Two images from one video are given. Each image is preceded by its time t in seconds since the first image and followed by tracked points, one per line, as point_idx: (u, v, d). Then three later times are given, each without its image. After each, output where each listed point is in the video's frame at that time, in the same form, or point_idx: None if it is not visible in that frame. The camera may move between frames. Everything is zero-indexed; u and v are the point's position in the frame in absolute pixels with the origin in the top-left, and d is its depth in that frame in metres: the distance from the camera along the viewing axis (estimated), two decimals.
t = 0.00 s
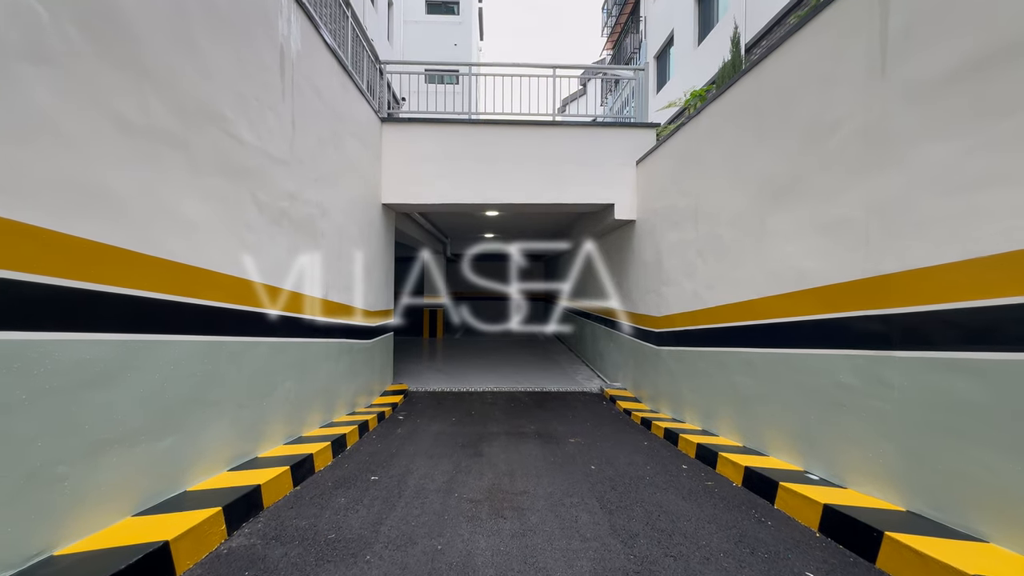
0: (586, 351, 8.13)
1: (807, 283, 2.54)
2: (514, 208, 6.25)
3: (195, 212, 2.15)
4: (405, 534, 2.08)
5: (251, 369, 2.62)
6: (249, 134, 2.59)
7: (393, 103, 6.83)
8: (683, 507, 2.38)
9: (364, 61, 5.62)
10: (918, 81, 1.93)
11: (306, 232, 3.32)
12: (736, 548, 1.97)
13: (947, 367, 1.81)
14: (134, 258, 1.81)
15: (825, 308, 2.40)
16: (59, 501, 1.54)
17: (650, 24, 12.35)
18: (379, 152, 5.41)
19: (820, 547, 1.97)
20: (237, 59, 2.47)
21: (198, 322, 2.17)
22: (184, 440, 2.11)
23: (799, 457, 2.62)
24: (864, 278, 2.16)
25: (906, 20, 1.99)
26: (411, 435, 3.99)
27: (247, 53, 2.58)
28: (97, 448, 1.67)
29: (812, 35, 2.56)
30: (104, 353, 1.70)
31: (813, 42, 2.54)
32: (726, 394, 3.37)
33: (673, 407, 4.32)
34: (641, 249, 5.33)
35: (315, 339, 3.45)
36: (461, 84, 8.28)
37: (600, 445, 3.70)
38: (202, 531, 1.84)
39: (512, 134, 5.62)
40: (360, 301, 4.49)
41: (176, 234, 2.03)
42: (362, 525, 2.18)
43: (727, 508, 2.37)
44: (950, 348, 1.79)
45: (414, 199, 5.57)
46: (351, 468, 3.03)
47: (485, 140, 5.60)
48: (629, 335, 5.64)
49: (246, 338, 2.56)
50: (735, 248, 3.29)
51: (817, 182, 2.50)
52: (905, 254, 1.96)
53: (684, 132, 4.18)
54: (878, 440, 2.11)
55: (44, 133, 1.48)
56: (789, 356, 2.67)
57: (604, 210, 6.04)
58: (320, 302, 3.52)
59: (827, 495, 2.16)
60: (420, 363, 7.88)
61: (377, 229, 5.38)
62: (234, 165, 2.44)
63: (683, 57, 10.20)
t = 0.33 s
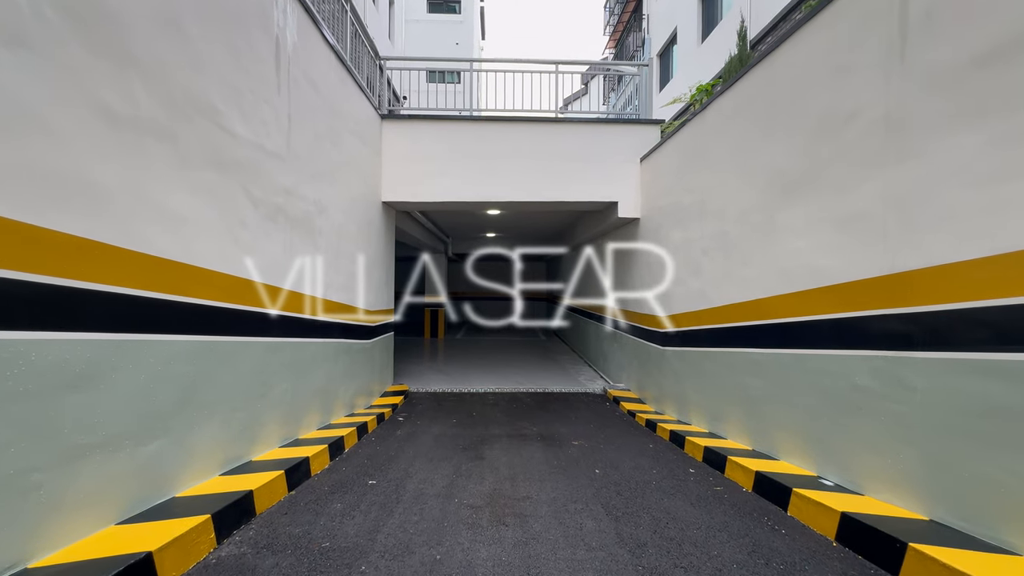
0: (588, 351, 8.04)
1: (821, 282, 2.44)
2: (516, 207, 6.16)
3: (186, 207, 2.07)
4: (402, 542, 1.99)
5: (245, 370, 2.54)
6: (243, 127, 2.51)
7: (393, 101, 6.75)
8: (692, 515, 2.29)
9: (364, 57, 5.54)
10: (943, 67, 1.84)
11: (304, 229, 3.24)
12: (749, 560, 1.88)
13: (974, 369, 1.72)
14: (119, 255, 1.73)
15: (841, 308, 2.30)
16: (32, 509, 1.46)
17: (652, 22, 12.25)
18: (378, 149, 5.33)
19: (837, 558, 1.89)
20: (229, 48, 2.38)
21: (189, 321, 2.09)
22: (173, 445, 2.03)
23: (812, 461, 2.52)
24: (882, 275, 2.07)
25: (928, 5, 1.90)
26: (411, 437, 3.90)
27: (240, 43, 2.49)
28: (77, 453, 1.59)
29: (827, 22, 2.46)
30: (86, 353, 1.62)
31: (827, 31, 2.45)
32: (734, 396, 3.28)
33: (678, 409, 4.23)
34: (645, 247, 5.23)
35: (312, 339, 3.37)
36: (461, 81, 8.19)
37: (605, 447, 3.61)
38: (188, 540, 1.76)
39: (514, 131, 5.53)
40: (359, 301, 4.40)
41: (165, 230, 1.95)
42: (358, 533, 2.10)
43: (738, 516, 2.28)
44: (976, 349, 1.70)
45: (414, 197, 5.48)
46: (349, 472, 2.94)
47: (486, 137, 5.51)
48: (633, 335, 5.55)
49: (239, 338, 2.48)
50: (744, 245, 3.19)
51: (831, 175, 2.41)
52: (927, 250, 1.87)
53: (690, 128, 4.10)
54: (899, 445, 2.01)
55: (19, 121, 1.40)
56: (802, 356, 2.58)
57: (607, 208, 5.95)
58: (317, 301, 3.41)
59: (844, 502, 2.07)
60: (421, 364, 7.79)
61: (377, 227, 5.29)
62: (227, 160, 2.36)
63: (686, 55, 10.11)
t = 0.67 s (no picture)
0: (590, 352, 7.93)
1: (837, 279, 2.33)
2: (518, 204, 6.05)
3: (171, 201, 1.97)
4: (398, 554, 1.89)
5: (236, 371, 2.44)
6: (233, 119, 2.41)
7: (392, 97, 6.64)
8: (704, 523, 2.18)
9: (363, 52, 5.44)
10: (972, 50, 1.73)
11: (299, 226, 3.14)
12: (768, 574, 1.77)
13: (1007, 371, 1.61)
14: (95, 249, 1.63)
15: (859, 306, 2.20)
16: None
17: (655, 20, 12.15)
18: (377, 145, 5.23)
19: (859, 572, 1.78)
20: (218, 35, 2.28)
21: (174, 320, 1.99)
22: (156, 451, 1.93)
23: (828, 467, 2.41)
24: (905, 272, 1.96)
25: None
26: (410, 440, 3.80)
27: (230, 30, 2.39)
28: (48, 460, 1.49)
29: (844, 6, 2.35)
30: (57, 352, 1.52)
31: (845, 16, 2.34)
32: (744, 398, 3.16)
33: (684, 411, 4.12)
34: (649, 246, 5.12)
35: (309, 339, 3.26)
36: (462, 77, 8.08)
37: (609, 451, 3.49)
38: (168, 554, 1.65)
39: (515, 127, 5.42)
40: (358, 300, 4.29)
41: (148, 224, 1.85)
42: (352, 544, 1.99)
43: (752, 525, 2.17)
44: (1010, 351, 1.59)
45: (413, 194, 5.38)
46: (345, 477, 2.84)
47: (487, 133, 5.41)
48: (636, 335, 5.44)
49: (229, 338, 2.38)
50: (753, 242, 3.08)
51: (849, 167, 2.29)
52: (956, 245, 1.76)
53: (696, 123, 3.99)
54: (925, 451, 1.91)
55: None
56: (817, 357, 2.47)
57: (610, 206, 5.84)
58: (314, 300, 3.30)
59: (865, 512, 1.96)
60: (421, 364, 7.68)
61: (376, 225, 5.19)
62: (215, 152, 2.26)
63: (689, 53, 10.01)
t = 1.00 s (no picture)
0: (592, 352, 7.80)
1: (856, 278, 2.21)
2: (518, 203, 5.93)
3: (151, 195, 1.86)
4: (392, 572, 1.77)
5: (223, 375, 2.32)
6: (220, 109, 2.29)
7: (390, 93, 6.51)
8: (717, 538, 2.06)
9: (360, 47, 5.31)
10: (1008, 31, 1.61)
11: (291, 223, 3.02)
12: None
13: None
14: (69, 244, 1.52)
15: (881, 307, 2.08)
16: None
17: (656, 17, 12.03)
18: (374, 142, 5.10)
19: None
20: (203, 19, 2.16)
21: (153, 321, 1.88)
22: (135, 460, 1.82)
23: (846, 476, 2.29)
24: (933, 270, 1.84)
25: None
26: (407, 444, 3.68)
27: (216, 15, 2.27)
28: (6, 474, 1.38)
29: None
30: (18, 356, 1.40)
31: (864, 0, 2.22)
32: (754, 402, 3.04)
33: (690, 414, 3.99)
34: (652, 244, 5.00)
35: (302, 341, 3.14)
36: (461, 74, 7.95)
37: (613, 456, 3.37)
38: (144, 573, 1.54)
39: (515, 123, 5.30)
40: (354, 300, 4.17)
41: (125, 218, 1.74)
42: (343, 560, 1.87)
43: (768, 539, 2.06)
44: None
45: (412, 192, 5.25)
46: (338, 485, 2.71)
47: (486, 129, 5.28)
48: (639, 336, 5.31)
49: (215, 339, 2.26)
50: (764, 240, 2.96)
51: (871, 159, 2.17)
52: (989, 242, 1.65)
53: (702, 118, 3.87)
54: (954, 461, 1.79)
55: None
56: (834, 360, 2.35)
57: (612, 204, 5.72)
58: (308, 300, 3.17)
59: (890, 526, 1.84)
60: (420, 365, 7.55)
61: (373, 223, 5.06)
62: (200, 143, 2.15)
63: (691, 50, 9.90)
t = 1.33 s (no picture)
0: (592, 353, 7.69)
1: (873, 278, 2.10)
2: (518, 201, 5.82)
3: (129, 190, 1.76)
4: None
5: (208, 379, 2.21)
6: (205, 100, 2.18)
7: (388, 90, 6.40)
8: (727, 552, 1.96)
9: (357, 42, 5.20)
10: None
11: (283, 220, 2.91)
12: None
13: None
14: (32, 242, 1.40)
15: (899, 309, 1.97)
16: None
17: (657, 16, 11.95)
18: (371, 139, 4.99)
19: None
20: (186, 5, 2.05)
21: (132, 323, 1.77)
22: (111, 470, 1.72)
23: (861, 485, 2.18)
24: (958, 269, 1.73)
25: None
26: (403, 449, 3.56)
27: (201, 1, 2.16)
28: None
29: None
30: None
31: None
32: (761, 407, 2.93)
33: (694, 418, 3.88)
34: (655, 244, 4.89)
35: (294, 342, 3.03)
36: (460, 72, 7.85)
37: (616, 462, 3.26)
38: None
39: (515, 120, 5.19)
40: (350, 301, 4.05)
41: (100, 213, 1.63)
42: None
43: (781, 554, 1.95)
44: None
45: (409, 191, 5.14)
46: (331, 493, 2.60)
47: (485, 126, 5.18)
48: (641, 337, 5.20)
49: (200, 342, 2.15)
50: (772, 238, 2.85)
51: (888, 153, 2.06)
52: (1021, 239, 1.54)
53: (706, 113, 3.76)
54: (982, 472, 1.68)
55: None
56: (848, 364, 2.24)
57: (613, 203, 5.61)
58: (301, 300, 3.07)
59: (912, 541, 1.74)
60: (418, 368, 7.40)
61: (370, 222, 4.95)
62: (183, 136, 2.04)
63: (692, 49, 9.80)
